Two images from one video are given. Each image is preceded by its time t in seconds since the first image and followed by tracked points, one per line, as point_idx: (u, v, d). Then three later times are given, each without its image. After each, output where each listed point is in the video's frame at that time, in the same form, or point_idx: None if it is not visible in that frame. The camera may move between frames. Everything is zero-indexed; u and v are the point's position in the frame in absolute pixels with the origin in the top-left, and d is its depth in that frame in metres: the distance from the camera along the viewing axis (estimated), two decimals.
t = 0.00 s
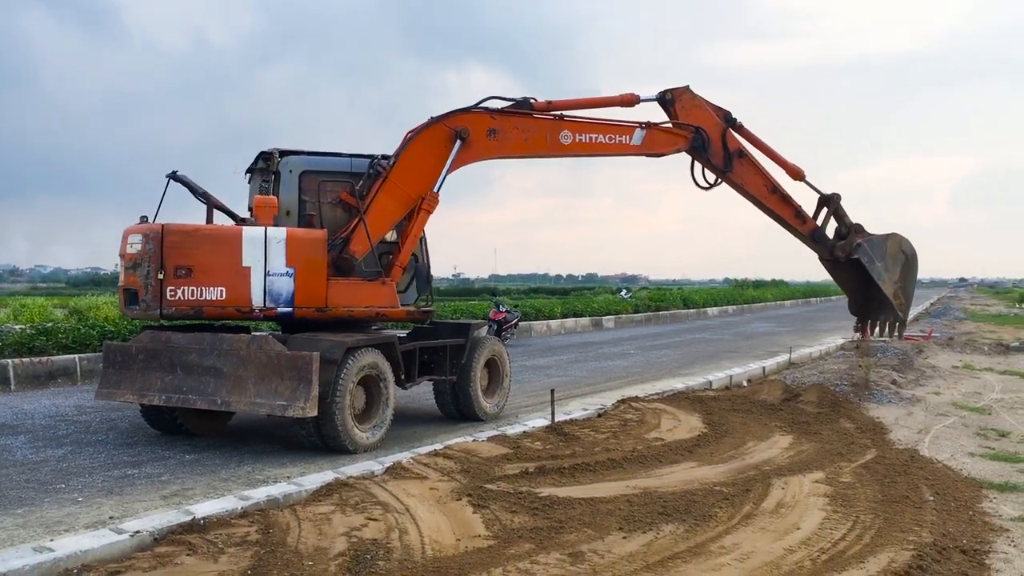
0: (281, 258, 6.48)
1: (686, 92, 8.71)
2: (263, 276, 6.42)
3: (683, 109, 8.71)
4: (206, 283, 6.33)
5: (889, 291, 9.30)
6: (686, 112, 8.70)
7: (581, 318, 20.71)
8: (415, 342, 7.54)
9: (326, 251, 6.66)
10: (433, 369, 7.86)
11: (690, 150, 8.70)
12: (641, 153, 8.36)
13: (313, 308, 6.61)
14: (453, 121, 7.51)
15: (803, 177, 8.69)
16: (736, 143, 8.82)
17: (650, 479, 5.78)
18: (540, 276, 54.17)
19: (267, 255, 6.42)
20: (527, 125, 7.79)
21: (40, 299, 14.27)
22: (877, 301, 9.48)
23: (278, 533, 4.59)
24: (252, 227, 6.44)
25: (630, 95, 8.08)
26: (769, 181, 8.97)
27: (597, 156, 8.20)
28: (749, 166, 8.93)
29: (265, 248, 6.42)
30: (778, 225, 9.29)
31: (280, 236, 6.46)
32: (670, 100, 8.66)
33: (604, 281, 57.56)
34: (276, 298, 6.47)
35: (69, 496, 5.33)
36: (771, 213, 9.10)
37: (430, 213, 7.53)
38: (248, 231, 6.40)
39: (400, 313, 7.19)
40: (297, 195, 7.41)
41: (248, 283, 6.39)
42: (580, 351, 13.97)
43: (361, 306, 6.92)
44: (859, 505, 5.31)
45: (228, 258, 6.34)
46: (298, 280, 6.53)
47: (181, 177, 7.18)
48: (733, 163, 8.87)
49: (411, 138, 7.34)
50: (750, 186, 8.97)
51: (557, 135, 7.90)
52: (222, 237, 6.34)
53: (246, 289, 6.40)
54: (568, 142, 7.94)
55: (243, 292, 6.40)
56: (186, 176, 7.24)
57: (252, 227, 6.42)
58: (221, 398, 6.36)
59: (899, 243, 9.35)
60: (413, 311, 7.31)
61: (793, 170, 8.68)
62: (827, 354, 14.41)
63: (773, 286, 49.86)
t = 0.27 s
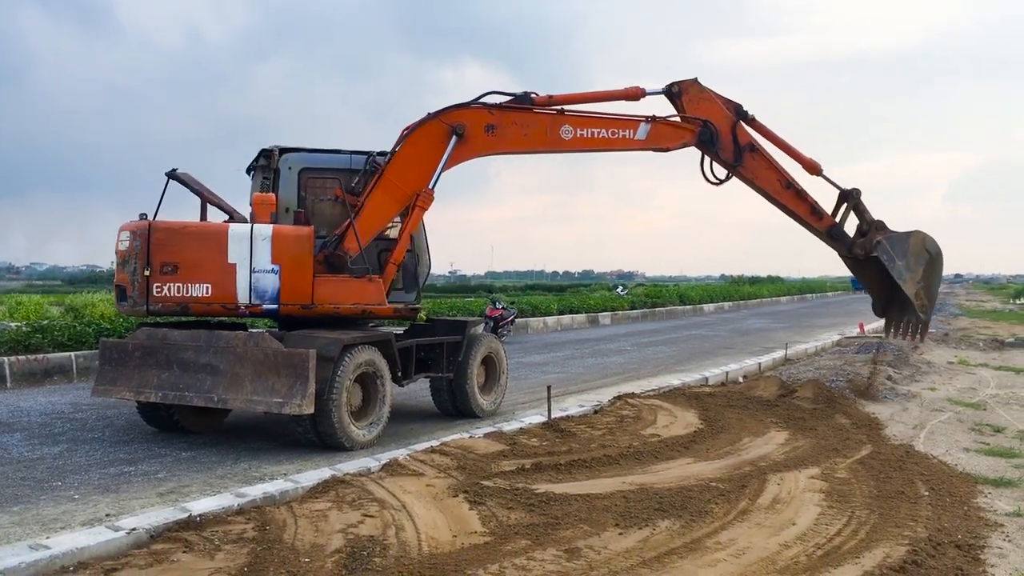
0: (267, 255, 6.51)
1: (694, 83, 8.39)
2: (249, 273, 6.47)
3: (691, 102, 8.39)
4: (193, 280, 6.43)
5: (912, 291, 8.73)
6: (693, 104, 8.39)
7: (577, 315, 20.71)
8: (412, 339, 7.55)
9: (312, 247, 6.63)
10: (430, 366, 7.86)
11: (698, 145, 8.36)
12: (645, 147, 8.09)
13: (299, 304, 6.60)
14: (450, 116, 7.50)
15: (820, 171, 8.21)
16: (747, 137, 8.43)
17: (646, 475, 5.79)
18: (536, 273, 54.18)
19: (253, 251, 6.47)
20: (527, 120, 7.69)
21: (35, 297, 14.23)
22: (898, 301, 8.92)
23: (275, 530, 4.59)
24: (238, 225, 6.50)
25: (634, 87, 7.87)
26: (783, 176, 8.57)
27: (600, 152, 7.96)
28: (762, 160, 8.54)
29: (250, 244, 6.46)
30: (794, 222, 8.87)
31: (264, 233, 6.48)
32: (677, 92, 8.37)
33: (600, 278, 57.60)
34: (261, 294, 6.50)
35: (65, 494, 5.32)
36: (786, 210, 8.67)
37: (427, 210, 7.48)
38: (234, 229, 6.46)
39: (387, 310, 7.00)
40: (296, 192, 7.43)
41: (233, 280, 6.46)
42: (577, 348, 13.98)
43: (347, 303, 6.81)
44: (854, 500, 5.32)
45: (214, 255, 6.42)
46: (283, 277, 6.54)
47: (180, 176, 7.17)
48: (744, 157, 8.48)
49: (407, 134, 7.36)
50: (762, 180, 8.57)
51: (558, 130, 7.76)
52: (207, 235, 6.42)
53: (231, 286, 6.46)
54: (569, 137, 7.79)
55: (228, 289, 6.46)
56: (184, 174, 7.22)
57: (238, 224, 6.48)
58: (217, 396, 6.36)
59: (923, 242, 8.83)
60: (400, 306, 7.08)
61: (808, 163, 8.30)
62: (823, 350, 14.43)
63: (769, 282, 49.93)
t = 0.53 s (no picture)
0: (249, 255, 6.55)
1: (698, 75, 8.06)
2: (231, 272, 6.53)
3: (695, 93, 8.03)
4: (176, 279, 6.54)
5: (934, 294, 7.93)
6: (697, 96, 8.04)
7: (573, 314, 20.71)
8: (408, 339, 7.54)
9: (294, 247, 6.63)
10: (426, 365, 7.86)
11: (703, 137, 7.98)
12: (647, 140, 7.83)
13: (280, 303, 6.61)
14: (442, 114, 7.49)
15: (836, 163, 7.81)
16: (755, 129, 8.00)
17: (643, 475, 5.79)
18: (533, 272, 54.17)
19: (235, 251, 6.53)
20: (523, 116, 7.62)
21: (31, 296, 14.19)
22: (919, 302, 8.17)
23: (271, 530, 4.58)
24: (222, 224, 6.56)
25: (636, 80, 7.77)
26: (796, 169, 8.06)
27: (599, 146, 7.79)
28: (773, 153, 8.06)
29: (234, 244, 6.52)
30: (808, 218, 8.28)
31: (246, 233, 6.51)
32: (680, 84, 8.04)
33: (597, 277, 57.61)
34: (244, 294, 6.54)
35: (61, 493, 5.31)
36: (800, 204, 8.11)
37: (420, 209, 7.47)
38: (218, 229, 6.54)
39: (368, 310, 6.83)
40: (295, 192, 7.43)
41: (216, 280, 6.54)
42: (573, 347, 13.97)
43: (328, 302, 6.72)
44: (850, 499, 5.33)
45: (197, 255, 6.52)
46: (265, 276, 6.56)
47: (178, 176, 7.20)
48: (751, 150, 8.02)
49: (399, 133, 7.37)
50: (772, 173, 8.07)
51: (555, 125, 7.67)
52: (191, 235, 6.51)
53: (214, 286, 6.53)
54: (565, 132, 7.70)
55: (211, 288, 6.53)
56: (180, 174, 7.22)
57: (222, 224, 6.55)
58: (213, 395, 6.35)
59: (948, 240, 7.96)
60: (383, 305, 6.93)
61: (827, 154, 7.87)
62: (819, 350, 14.46)
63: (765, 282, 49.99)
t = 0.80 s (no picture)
0: (236, 257, 6.67)
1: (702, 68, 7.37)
2: (219, 274, 6.67)
3: (700, 89, 7.36)
4: (165, 281, 6.72)
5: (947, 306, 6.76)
6: (702, 92, 7.35)
7: (572, 317, 20.70)
8: (407, 342, 7.55)
9: (280, 250, 6.67)
10: (425, 368, 7.86)
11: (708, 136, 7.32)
12: (647, 139, 7.27)
13: (265, 305, 6.67)
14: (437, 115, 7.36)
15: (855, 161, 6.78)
16: (764, 125, 7.26)
17: (642, 478, 5.78)
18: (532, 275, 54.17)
19: (222, 253, 6.66)
20: (518, 115, 7.34)
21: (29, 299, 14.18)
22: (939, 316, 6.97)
23: (269, 533, 4.58)
24: (210, 227, 6.71)
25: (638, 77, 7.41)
26: (808, 168, 7.22)
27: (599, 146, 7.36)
28: (783, 151, 7.24)
29: (221, 246, 6.66)
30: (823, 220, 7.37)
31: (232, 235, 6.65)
32: (683, 79, 7.40)
33: (595, 280, 57.62)
34: (230, 295, 6.69)
35: (59, 496, 5.31)
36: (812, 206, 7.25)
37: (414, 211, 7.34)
38: (206, 232, 6.69)
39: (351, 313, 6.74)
40: (297, 195, 7.43)
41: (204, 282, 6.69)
42: (572, 350, 13.97)
43: (311, 306, 6.71)
44: (849, 503, 5.33)
45: (186, 257, 6.68)
46: (250, 278, 6.67)
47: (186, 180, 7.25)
48: (759, 148, 7.27)
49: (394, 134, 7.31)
50: (781, 173, 7.27)
51: (551, 124, 7.32)
52: (180, 238, 6.68)
53: (202, 288, 6.69)
54: (562, 132, 7.31)
55: (199, 290, 6.69)
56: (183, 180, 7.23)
57: (209, 227, 6.70)
58: (211, 398, 6.35)
59: (975, 250, 6.76)
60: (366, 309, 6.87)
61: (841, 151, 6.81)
62: (818, 353, 14.46)
63: (763, 285, 49.98)
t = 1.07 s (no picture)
0: (225, 262, 6.71)
1: (707, 66, 6.98)
2: (209, 279, 6.73)
3: (703, 87, 6.97)
4: (160, 285, 6.80)
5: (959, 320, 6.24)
6: (706, 91, 6.96)
7: (573, 322, 20.68)
8: (408, 347, 7.55)
9: (268, 255, 6.68)
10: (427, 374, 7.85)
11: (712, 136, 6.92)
12: (648, 141, 6.92)
13: (253, 310, 6.70)
14: (435, 118, 7.22)
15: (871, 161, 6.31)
16: (772, 124, 6.83)
17: (644, 484, 5.77)
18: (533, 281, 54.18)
19: (212, 258, 6.71)
20: (515, 117, 7.11)
21: (30, 303, 14.19)
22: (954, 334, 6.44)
23: (270, 539, 4.57)
24: (202, 233, 6.78)
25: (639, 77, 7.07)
26: (817, 169, 6.80)
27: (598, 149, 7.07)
28: (792, 151, 6.83)
29: (211, 251, 6.72)
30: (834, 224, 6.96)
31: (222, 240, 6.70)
32: (686, 78, 7.02)
33: (597, 286, 57.62)
34: (220, 300, 6.74)
35: (60, 501, 5.31)
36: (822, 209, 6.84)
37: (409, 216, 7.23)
38: (198, 237, 6.76)
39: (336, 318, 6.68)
40: (303, 201, 7.46)
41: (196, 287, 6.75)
42: (573, 356, 13.96)
43: (297, 311, 6.69)
44: (851, 509, 5.32)
45: (179, 262, 6.76)
46: (239, 283, 6.70)
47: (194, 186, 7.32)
48: (767, 148, 6.84)
49: (391, 138, 7.22)
50: (790, 174, 6.85)
51: (548, 126, 7.06)
52: (173, 243, 6.76)
53: (194, 292, 6.76)
54: (560, 133, 7.04)
55: (191, 294, 6.76)
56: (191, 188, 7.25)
57: (202, 232, 6.77)
58: (213, 403, 6.35)
59: (998, 266, 6.21)
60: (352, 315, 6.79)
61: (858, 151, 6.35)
62: (819, 359, 14.45)
63: (765, 291, 49.96)
